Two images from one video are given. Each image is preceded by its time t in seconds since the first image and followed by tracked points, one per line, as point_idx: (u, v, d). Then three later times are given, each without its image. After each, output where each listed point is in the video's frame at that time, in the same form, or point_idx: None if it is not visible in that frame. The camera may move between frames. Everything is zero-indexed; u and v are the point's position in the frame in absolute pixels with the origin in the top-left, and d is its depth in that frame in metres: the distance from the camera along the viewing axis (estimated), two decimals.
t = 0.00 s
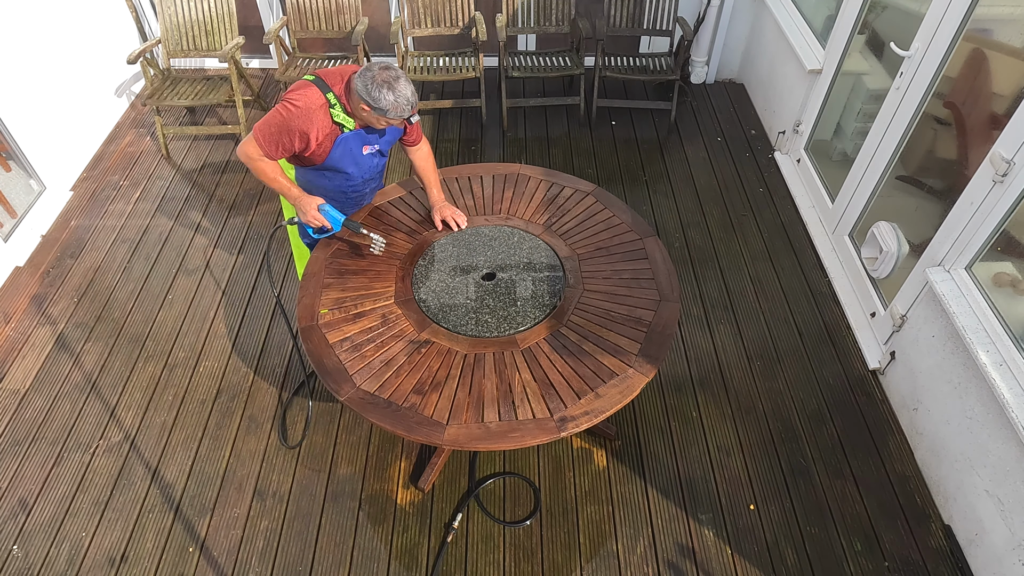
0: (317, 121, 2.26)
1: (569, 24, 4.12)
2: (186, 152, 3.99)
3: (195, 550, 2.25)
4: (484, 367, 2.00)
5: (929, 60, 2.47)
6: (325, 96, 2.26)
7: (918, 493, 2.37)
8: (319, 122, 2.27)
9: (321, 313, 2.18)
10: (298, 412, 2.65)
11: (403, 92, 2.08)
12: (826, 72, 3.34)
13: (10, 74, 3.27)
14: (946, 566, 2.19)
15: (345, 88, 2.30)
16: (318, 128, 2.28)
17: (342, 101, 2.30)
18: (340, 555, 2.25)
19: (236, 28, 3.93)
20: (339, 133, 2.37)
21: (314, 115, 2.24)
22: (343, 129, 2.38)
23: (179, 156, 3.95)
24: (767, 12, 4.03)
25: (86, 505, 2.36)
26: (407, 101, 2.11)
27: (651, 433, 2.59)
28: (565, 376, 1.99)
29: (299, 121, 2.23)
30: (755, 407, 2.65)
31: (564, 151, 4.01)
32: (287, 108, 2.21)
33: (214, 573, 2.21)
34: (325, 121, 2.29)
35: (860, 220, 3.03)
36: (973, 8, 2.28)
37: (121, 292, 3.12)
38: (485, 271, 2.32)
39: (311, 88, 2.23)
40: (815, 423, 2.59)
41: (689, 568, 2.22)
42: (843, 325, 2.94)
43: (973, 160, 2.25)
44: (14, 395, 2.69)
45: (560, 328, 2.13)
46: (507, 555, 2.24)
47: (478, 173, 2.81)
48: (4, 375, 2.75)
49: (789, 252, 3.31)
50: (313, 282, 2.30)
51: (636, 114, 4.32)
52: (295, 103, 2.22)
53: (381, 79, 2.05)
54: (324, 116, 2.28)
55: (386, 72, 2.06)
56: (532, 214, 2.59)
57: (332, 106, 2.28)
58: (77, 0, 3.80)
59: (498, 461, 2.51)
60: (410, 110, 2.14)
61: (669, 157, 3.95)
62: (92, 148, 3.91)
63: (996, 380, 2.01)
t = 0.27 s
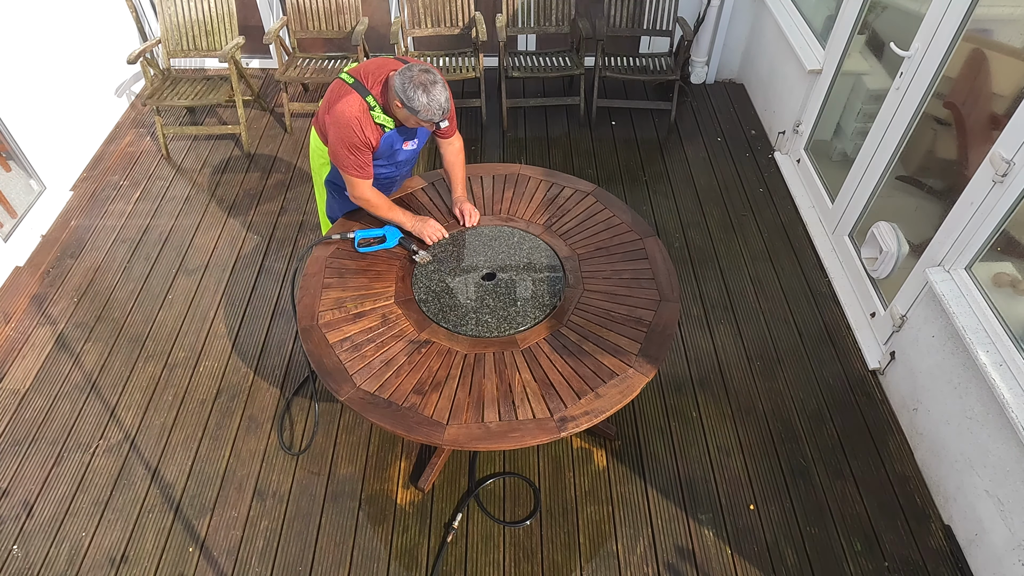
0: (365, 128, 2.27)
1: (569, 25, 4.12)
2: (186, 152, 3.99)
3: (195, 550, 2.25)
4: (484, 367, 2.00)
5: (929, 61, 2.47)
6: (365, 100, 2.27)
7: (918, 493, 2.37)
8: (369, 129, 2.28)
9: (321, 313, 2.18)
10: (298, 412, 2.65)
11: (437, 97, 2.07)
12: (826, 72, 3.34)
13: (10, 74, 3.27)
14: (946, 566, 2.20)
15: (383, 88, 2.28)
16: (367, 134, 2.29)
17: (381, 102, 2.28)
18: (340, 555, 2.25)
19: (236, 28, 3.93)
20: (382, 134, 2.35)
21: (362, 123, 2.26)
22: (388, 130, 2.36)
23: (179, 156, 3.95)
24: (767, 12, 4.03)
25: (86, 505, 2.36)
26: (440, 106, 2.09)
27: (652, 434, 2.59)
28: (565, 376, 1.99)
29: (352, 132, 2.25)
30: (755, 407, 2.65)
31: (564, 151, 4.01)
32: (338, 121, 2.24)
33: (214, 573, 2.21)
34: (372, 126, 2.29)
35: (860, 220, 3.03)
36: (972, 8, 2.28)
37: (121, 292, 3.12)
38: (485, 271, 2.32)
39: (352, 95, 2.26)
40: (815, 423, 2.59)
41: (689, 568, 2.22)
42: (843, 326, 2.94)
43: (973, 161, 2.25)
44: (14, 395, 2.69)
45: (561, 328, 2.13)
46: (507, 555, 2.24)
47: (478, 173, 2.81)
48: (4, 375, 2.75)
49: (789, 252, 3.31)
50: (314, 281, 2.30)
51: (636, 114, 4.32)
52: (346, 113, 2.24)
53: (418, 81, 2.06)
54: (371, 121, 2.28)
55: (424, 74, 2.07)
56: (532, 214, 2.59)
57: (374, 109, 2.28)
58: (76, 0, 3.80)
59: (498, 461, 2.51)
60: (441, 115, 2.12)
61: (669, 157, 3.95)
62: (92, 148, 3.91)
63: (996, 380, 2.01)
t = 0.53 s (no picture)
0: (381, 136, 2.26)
1: (569, 25, 4.12)
2: (186, 152, 3.99)
3: (195, 550, 2.25)
4: (484, 367, 2.00)
5: (929, 61, 2.47)
6: (378, 107, 2.24)
7: (918, 493, 2.38)
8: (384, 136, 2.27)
9: (321, 313, 2.18)
10: (298, 412, 2.65)
11: (453, 106, 2.07)
12: (826, 72, 3.34)
13: (10, 74, 3.27)
14: (946, 566, 2.20)
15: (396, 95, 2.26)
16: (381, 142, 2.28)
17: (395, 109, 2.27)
18: (340, 555, 2.25)
19: (236, 28, 3.93)
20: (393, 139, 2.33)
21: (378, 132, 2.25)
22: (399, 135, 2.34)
23: (179, 156, 3.95)
24: (767, 12, 4.03)
25: (86, 505, 2.36)
26: (455, 114, 2.09)
27: (652, 434, 2.59)
28: (565, 376, 1.99)
29: (366, 139, 2.23)
30: (755, 407, 2.65)
31: (564, 151, 4.01)
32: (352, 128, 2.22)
33: (214, 573, 2.21)
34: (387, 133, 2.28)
35: (860, 220, 3.03)
36: (973, 8, 2.28)
37: (121, 292, 3.12)
38: (485, 272, 2.32)
39: (365, 101, 2.23)
40: (815, 423, 2.59)
41: (689, 568, 2.22)
42: (843, 326, 2.94)
43: (973, 161, 2.25)
44: (14, 395, 2.69)
45: (561, 328, 2.13)
46: (507, 555, 2.24)
47: (479, 173, 2.81)
48: (4, 375, 2.75)
49: (789, 252, 3.31)
50: (314, 281, 2.30)
51: (636, 114, 4.32)
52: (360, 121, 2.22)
53: (434, 89, 2.05)
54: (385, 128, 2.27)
55: (441, 83, 2.06)
56: (533, 214, 2.59)
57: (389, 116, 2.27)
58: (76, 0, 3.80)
59: (498, 461, 2.51)
60: (455, 124, 2.13)
61: (669, 157, 3.95)
62: (92, 148, 3.91)
63: (996, 380, 2.01)
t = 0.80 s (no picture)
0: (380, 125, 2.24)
1: (569, 25, 4.12)
2: (186, 152, 3.99)
3: (195, 550, 2.25)
4: (484, 368, 2.00)
5: (929, 61, 2.48)
6: (375, 95, 2.25)
7: (918, 493, 2.38)
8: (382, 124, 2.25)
9: (321, 313, 2.18)
10: (298, 412, 2.65)
11: (443, 89, 2.06)
12: (825, 72, 3.34)
13: (10, 74, 3.27)
14: (946, 566, 2.20)
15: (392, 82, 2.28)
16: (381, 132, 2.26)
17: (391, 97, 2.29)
18: (340, 555, 2.25)
19: (237, 28, 3.93)
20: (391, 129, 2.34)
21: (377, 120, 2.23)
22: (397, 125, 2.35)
23: (179, 156, 3.95)
24: (767, 12, 4.03)
25: (86, 505, 2.36)
26: (445, 98, 2.07)
27: (652, 433, 2.59)
28: (565, 376, 1.99)
29: (363, 126, 2.21)
30: (755, 407, 2.65)
31: (564, 151, 4.01)
32: (347, 115, 2.20)
33: (214, 573, 2.21)
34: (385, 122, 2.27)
35: (860, 220, 3.03)
36: (973, 9, 2.28)
37: (121, 292, 3.12)
38: (485, 272, 2.32)
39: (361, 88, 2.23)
40: (814, 423, 2.59)
41: (689, 568, 2.22)
42: (843, 326, 2.94)
43: (973, 161, 2.25)
44: (14, 395, 2.69)
45: (561, 328, 2.13)
46: (507, 555, 2.24)
47: (479, 173, 2.81)
48: (4, 375, 2.75)
49: (789, 252, 3.31)
50: (314, 281, 2.30)
51: (636, 114, 4.32)
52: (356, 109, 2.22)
53: (425, 72, 2.05)
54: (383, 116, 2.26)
55: (431, 66, 2.06)
56: (533, 214, 2.59)
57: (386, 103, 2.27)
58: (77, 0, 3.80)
59: (498, 461, 2.51)
60: (446, 108, 2.11)
61: (669, 157, 3.95)
62: (92, 148, 3.91)
63: (996, 380, 2.01)
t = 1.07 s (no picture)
0: (331, 92, 2.28)
1: (569, 25, 4.12)
2: (186, 152, 3.99)
3: (195, 550, 2.25)
4: (484, 368, 2.00)
5: (929, 61, 2.48)
6: (335, 66, 2.28)
7: (918, 493, 2.38)
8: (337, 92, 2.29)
9: (321, 313, 2.18)
10: (299, 412, 2.65)
11: (407, 39, 2.11)
12: (825, 72, 3.34)
13: (10, 74, 3.27)
14: (946, 566, 2.20)
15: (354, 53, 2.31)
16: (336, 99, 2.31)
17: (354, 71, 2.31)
18: (340, 554, 2.25)
19: (237, 28, 3.93)
20: (354, 101, 2.37)
21: (328, 87, 2.27)
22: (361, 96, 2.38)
23: (179, 156, 3.95)
24: (767, 12, 4.03)
25: (86, 505, 2.36)
26: (411, 48, 2.13)
27: (652, 433, 2.59)
28: (565, 377, 1.99)
29: (317, 93, 2.27)
30: (755, 407, 2.65)
31: (564, 151, 4.01)
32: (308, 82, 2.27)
33: (214, 573, 2.21)
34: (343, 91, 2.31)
35: (860, 220, 3.03)
36: (972, 9, 2.28)
37: (121, 291, 3.12)
38: (485, 272, 2.32)
39: (324, 60, 2.28)
40: (815, 423, 2.59)
41: (689, 568, 2.22)
42: (843, 326, 2.94)
43: (973, 161, 2.25)
44: (14, 395, 2.69)
45: (561, 328, 2.13)
46: (506, 555, 2.24)
47: (479, 173, 2.81)
48: (4, 375, 2.75)
49: (789, 252, 3.31)
50: (314, 281, 2.30)
51: (636, 114, 4.32)
52: (316, 77, 2.26)
53: (385, 25, 2.10)
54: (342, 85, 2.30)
55: (394, 19, 2.10)
56: (533, 214, 2.59)
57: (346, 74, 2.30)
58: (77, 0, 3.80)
59: (497, 461, 2.51)
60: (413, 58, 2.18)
61: (669, 157, 3.95)
62: (92, 148, 3.91)
63: (996, 380, 2.01)
